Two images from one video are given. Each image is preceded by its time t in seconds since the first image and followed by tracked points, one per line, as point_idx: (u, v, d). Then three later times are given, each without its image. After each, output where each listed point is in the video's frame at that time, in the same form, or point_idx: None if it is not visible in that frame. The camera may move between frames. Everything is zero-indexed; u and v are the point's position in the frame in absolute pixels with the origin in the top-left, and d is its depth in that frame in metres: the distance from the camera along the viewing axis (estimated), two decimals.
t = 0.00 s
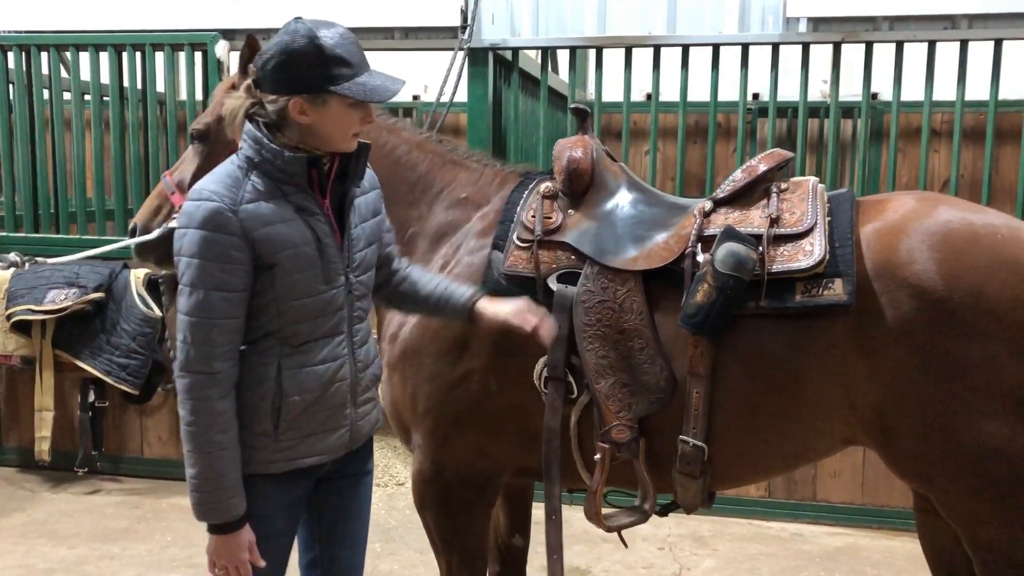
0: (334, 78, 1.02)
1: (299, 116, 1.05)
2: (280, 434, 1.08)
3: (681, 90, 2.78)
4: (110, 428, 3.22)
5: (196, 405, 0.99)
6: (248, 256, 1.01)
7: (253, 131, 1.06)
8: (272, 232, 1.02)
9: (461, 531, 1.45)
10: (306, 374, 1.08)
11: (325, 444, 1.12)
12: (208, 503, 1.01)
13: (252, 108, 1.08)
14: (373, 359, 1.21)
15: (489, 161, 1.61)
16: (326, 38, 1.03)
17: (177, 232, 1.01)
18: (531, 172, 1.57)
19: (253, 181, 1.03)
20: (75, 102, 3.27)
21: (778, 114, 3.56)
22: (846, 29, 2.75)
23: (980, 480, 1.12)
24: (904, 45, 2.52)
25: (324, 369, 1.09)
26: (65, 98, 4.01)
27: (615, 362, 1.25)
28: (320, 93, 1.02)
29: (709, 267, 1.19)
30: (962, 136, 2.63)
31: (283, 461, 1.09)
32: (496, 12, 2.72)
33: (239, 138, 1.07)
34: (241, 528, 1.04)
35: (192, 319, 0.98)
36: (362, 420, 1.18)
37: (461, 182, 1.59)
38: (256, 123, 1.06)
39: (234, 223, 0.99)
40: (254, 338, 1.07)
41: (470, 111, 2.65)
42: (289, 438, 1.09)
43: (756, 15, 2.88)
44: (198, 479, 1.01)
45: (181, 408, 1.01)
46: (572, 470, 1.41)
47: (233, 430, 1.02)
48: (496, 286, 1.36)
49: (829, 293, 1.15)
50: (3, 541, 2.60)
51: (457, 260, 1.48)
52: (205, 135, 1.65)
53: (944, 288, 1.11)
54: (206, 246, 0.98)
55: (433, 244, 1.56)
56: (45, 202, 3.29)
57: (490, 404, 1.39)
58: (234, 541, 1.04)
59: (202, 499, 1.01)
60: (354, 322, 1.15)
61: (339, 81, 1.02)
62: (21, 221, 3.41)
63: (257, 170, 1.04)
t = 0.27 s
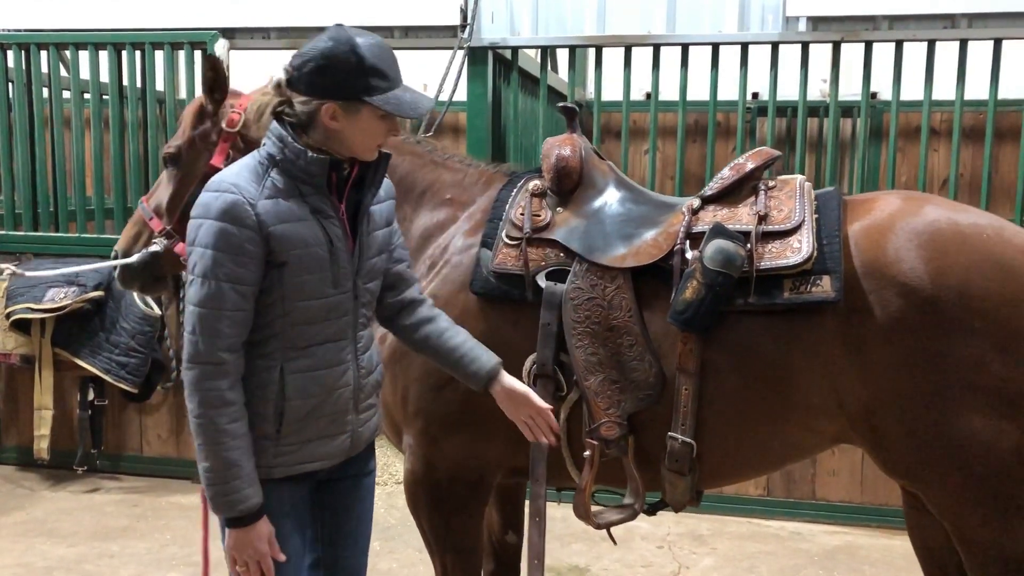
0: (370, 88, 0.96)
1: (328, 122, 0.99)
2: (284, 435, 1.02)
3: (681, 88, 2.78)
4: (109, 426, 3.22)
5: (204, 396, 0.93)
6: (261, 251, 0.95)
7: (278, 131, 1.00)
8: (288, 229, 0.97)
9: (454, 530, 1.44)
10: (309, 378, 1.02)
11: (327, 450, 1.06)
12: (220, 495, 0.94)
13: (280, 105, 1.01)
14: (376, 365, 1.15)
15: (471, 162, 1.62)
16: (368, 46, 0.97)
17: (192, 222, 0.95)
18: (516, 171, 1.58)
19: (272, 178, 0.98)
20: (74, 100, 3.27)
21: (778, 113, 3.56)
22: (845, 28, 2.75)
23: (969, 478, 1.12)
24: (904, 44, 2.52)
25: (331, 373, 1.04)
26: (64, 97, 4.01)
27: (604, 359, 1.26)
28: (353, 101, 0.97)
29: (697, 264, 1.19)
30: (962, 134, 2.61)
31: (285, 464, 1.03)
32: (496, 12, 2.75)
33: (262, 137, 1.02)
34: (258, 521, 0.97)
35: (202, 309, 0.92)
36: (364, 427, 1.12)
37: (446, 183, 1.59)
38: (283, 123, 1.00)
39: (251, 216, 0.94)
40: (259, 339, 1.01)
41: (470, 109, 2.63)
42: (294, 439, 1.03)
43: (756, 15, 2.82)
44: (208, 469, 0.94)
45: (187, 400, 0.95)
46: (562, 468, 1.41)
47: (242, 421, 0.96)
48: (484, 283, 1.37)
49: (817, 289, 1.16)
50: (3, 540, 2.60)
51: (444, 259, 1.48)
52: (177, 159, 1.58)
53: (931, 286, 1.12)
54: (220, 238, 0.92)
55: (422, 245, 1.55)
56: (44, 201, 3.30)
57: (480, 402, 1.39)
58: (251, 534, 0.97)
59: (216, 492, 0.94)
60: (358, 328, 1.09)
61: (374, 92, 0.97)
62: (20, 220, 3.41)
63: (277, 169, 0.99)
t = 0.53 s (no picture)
0: (390, 91, 0.95)
1: (344, 122, 0.97)
2: (257, 435, 1.00)
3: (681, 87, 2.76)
4: (108, 425, 3.22)
5: (178, 384, 0.91)
6: (250, 243, 0.93)
7: (288, 128, 0.98)
8: (280, 225, 0.95)
9: (449, 530, 1.44)
10: (289, 381, 1.00)
11: (299, 456, 1.04)
12: (191, 487, 0.92)
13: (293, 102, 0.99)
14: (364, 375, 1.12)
15: (463, 159, 1.62)
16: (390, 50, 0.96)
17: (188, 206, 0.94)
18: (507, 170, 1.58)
19: (274, 172, 0.97)
20: (73, 99, 3.27)
21: (778, 112, 3.55)
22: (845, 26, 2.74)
23: (958, 477, 1.12)
24: (905, 42, 2.51)
25: (309, 378, 1.01)
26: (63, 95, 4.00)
27: (595, 359, 1.26)
28: (371, 103, 0.95)
29: (688, 265, 1.19)
30: (962, 134, 2.60)
31: (257, 465, 1.01)
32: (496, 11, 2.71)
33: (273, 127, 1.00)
34: (231, 517, 0.95)
35: (184, 296, 0.90)
36: (343, 436, 1.10)
37: (436, 182, 1.59)
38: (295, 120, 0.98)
39: (244, 207, 0.93)
40: (241, 334, 0.98)
41: (469, 108, 2.61)
42: (267, 440, 1.01)
43: (756, 13, 2.81)
44: (180, 459, 0.91)
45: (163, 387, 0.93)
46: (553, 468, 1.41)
47: (218, 412, 0.93)
48: (475, 282, 1.37)
49: (807, 290, 1.16)
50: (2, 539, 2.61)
51: (436, 257, 1.48)
52: (168, 150, 1.62)
53: (919, 287, 1.12)
54: (211, 226, 0.91)
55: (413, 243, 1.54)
56: (43, 200, 3.29)
57: (472, 403, 1.39)
58: (223, 529, 0.94)
59: (188, 483, 0.92)
60: (345, 335, 1.06)
61: (393, 95, 0.95)
62: (19, 218, 3.41)
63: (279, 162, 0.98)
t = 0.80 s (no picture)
0: (394, 97, 0.93)
1: (346, 128, 0.94)
2: (213, 446, 0.98)
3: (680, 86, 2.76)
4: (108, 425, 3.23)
5: (134, 385, 0.89)
6: (230, 247, 0.91)
7: (288, 133, 0.95)
8: (265, 231, 0.93)
9: (445, 529, 1.45)
10: (257, 394, 0.97)
11: (255, 471, 1.02)
12: (128, 492, 0.90)
13: (293, 108, 0.97)
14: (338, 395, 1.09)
15: (460, 159, 1.63)
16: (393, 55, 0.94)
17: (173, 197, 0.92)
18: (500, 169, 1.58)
19: (266, 174, 0.94)
20: (73, 98, 3.27)
21: (778, 111, 3.55)
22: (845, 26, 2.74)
23: (952, 475, 1.13)
24: (905, 41, 2.51)
25: (278, 394, 0.99)
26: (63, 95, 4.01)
27: (588, 357, 1.26)
28: (375, 109, 0.93)
29: (682, 264, 1.20)
30: (961, 133, 2.60)
31: (209, 477, 0.99)
32: (494, 10, 2.71)
33: (270, 126, 0.97)
34: (164, 527, 0.93)
35: (155, 293, 0.88)
36: (304, 453, 1.08)
37: (431, 180, 1.59)
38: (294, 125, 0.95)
39: (229, 208, 0.91)
40: (211, 337, 0.96)
41: (468, 107, 2.61)
42: (222, 452, 0.99)
43: (755, 13, 2.81)
44: (123, 461, 0.89)
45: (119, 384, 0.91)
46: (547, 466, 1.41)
47: (170, 419, 0.91)
48: (469, 281, 1.37)
49: (800, 290, 1.16)
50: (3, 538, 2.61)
51: (431, 258, 1.48)
52: (162, 148, 1.64)
53: (913, 286, 1.12)
54: (193, 224, 0.89)
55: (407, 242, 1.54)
56: (43, 199, 3.30)
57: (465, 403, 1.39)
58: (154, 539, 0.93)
59: (125, 487, 0.90)
60: (320, 351, 1.03)
61: (398, 101, 0.93)
62: (19, 218, 3.41)
63: (273, 164, 0.95)
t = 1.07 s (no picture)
0: (387, 99, 0.90)
1: (339, 133, 0.92)
2: (194, 457, 0.95)
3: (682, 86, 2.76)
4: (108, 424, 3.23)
5: (117, 398, 0.85)
6: (220, 255, 0.88)
7: (279, 137, 0.93)
8: (257, 238, 0.90)
9: (444, 528, 1.45)
10: (238, 404, 0.95)
11: (235, 484, 0.99)
12: (110, 511, 0.85)
13: (280, 112, 0.94)
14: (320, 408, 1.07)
15: (459, 158, 1.62)
16: (386, 54, 0.91)
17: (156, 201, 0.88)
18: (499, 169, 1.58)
19: (256, 179, 0.92)
20: (73, 97, 3.27)
21: (778, 110, 3.55)
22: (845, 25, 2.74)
23: (950, 474, 1.12)
24: (905, 41, 2.51)
25: (262, 404, 0.96)
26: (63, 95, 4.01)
27: (566, 353, 1.26)
28: (369, 112, 0.90)
29: (679, 265, 1.19)
30: (961, 133, 2.60)
31: (189, 489, 0.96)
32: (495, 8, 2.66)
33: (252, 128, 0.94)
34: (147, 548, 0.88)
35: (138, 302, 0.85)
36: (283, 467, 1.05)
37: (429, 180, 1.59)
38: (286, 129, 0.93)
39: (220, 215, 0.88)
40: (195, 345, 0.93)
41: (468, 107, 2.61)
42: (201, 464, 0.96)
43: (755, 12, 2.80)
44: (104, 477, 0.85)
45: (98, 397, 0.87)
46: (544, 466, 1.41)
47: (154, 433, 0.87)
48: (467, 281, 1.37)
49: (797, 290, 1.16)
50: (3, 538, 2.61)
51: (429, 258, 1.48)
52: (163, 143, 1.65)
53: (911, 285, 1.12)
54: (180, 230, 0.85)
55: (404, 241, 1.54)
56: (44, 199, 3.30)
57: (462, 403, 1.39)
58: (136, 562, 0.88)
59: (104, 507, 0.85)
60: (308, 359, 1.01)
61: (392, 102, 0.90)
62: (20, 218, 3.41)
63: (263, 169, 0.93)
